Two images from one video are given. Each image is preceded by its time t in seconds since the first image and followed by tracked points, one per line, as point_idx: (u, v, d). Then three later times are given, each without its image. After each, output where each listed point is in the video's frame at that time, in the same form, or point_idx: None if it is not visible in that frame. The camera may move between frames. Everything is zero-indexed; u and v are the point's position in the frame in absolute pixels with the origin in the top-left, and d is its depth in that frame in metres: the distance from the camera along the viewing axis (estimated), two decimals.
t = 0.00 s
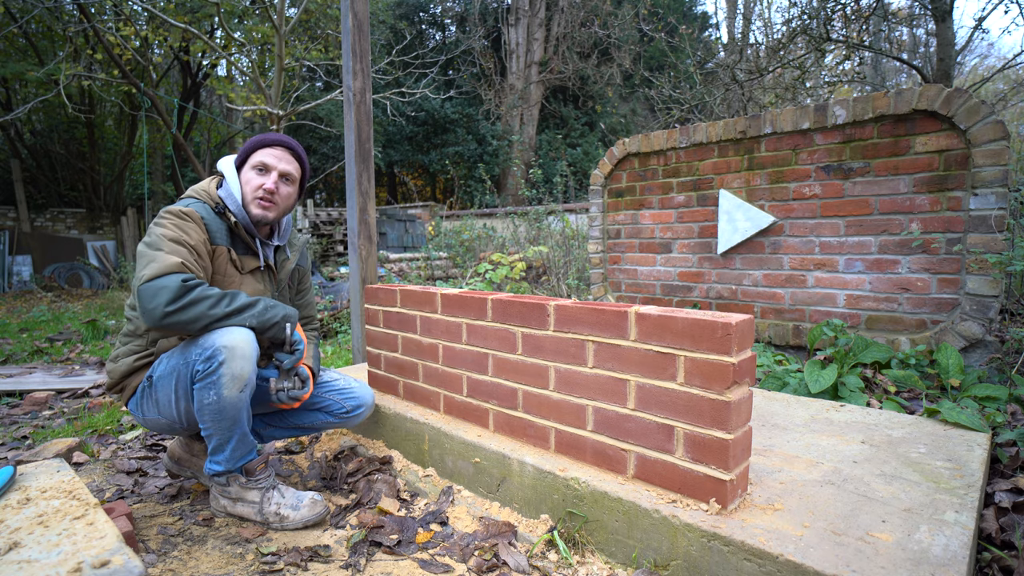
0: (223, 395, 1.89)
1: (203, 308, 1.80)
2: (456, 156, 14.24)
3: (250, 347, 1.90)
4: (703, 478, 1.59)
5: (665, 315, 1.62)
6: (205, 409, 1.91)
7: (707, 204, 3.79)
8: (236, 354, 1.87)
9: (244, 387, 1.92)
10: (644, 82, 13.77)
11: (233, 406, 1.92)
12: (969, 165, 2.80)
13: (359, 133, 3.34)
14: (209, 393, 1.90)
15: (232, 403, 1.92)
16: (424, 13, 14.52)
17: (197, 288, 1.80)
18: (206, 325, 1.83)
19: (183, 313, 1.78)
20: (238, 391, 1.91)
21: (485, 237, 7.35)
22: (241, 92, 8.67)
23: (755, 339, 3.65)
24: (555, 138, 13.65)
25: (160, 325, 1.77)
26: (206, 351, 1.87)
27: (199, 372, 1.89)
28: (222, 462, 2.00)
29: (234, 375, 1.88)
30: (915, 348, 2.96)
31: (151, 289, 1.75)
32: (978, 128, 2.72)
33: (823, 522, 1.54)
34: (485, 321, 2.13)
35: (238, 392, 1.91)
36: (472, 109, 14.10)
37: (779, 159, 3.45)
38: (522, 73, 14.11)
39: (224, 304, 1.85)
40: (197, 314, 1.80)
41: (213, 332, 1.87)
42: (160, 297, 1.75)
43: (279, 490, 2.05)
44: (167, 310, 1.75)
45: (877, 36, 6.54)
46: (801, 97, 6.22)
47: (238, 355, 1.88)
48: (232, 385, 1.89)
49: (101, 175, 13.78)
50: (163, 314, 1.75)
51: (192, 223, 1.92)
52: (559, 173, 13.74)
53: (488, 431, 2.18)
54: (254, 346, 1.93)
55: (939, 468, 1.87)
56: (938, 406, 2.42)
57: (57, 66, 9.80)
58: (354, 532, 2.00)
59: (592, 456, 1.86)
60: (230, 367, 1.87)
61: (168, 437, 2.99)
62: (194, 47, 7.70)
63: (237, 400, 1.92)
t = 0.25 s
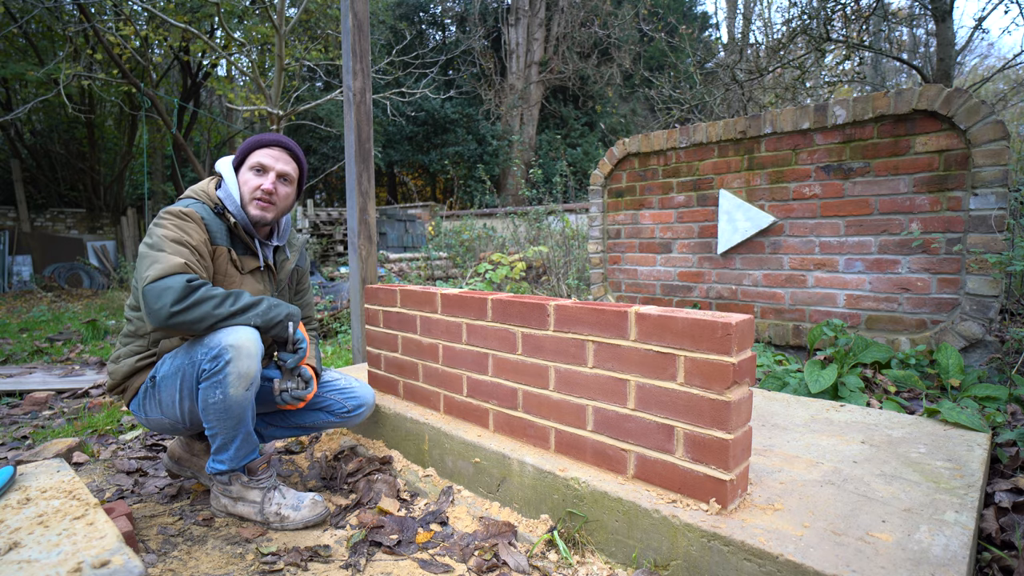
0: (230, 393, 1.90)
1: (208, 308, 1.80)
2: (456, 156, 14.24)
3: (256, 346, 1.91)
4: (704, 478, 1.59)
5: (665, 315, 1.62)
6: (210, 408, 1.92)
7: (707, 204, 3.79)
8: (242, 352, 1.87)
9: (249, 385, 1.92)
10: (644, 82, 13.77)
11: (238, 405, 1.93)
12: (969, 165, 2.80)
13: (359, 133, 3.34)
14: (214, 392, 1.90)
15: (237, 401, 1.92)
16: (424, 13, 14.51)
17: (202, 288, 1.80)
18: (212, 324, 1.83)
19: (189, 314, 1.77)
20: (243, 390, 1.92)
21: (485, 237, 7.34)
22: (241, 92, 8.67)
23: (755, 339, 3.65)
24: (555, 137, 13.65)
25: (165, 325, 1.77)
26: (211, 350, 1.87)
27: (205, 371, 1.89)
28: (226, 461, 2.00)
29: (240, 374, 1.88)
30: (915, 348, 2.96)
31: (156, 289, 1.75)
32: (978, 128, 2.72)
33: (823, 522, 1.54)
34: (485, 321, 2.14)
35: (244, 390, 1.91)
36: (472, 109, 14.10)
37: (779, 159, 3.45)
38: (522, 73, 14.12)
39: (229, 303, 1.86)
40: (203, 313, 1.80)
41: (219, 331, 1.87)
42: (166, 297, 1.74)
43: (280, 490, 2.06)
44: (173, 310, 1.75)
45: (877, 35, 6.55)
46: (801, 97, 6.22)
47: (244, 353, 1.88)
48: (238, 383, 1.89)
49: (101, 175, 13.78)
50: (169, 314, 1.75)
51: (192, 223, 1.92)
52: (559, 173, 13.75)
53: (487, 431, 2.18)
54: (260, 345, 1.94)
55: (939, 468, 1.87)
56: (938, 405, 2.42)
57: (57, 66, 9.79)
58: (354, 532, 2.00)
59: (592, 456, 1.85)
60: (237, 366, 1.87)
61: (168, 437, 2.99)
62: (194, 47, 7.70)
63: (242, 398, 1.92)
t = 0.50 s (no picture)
0: (230, 393, 1.90)
1: (208, 308, 1.80)
2: (456, 156, 14.24)
3: (256, 346, 1.91)
4: (704, 478, 1.59)
5: (665, 315, 1.62)
6: (209, 407, 1.91)
7: (707, 204, 3.79)
8: (242, 352, 1.88)
9: (250, 385, 1.92)
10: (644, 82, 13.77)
11: (238, 404, 1.93)
12: (969, 165, 2.80)
13: (359, 133, 3.34)
14: (214, 392, 1.90)
15: (237, 401, 1.92)
16: (424, 13, 14.51)
17: (203, 288, 1.80)
18: (212, 324, 1.83)
19: (189, 313, 1.78)
20: (243, 389, 1.92)
21: (485, 237, 7.34)
22: (241, 92, 8.67)
23: (755, 339, 3.65)
24: (555, 137, 13.65)
25: (166, 324, 1.77)
26: (212, 349, 1.87)
27: (205, 371, 1.89)
28: (225, 461, 2.00)
29: (241, 374, 1.88)
30: (915, 348, 2.96)
31: (156, 289, 1.75)
32: (978, 129, 2.72)
33: (823, 522, 1.54)
34: (485, 321, 2.13)
35: (244, 390, 1.91)
36: (471, 109, 14.10)
37: (779, 159, 3.45)
38: (522, 73, 14.12)
39: (229, 303, 1.85)
40: (203, 313, 1.80)
41: (219, 330, 1.87)
42: (166, 298, 1.74)
43: (279, 490, 2.06)
44: (173, 310, 1.75)
45: (877, 35, 6.55)
46: (801, 97, 6.22)
47: (245, 353, 1.88)
48: (238, 383, 1.89)
49: (101, 175, 13.78)
50: (169, 314, 1.75)
51: (192, 223, 1.92)
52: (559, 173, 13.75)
53: (487, 431, 2.18)
54: (260, 344, 1.94)
55: (939, 468, 1.87)
56: (938, 405, 2.42)
57: (57, 66, 9.79)
58: (354, 532, 2.00)
59: (592, 456, 1.85)
60: (237, 365, 1.87)
61: (168, 437, 2.99)
62: (194, 47, 7.69)
63: (242, 398, 1.92)
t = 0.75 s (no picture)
0: (232, 393, 1.90)
1: (209, 307, 1.80)
2: (456, 156, 14.24)
3: (257, 346, 1.91)
4: (703, 478, 1.59)
5: (666, 315, 1.62)
6: (211, 408, 1.91)
7: (707, 204, 3.79)
8: (244, 352, 1.88)
9: (251, 385, 1.93)
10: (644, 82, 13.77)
11: (240, 404, 1.93)
12: (969, 165, 2.80)
13: (359, 133, 3.34)
14: (216, 392, 1.90)
15: (239, 401, 1.92)
16: (424, 13, 14.51)
17: (204, 287, 1.80)
18: (213, 324, 1.83)
19: (191, 313, 1.78)
20: (245, 389, 1.92)
21: (485, 237, 7.34)
22: (241, 92, 8.66)
23: (755, 339, 3.65)
24: (555, 137, 13.65)
25: (167, 325, 1.77)
26: (213, 350, 1.87)
27: (207, 370, 1.89)
28: (228, 460, 2.00)
29: (242, 373, 1.88)
30: (915, 348, 2.96)
31: (157, 289, 1.75)
32: (978, 129, 2.72)
33: (823, 522, 1.54)
34: (485, 321, 2.13)
35: (245, 389, 1.91)
36: (472, 109, 14.10)
37: (779, 159, 3.45)
38: (522, 73, 14.13)
39: (230, 302, 1.85)
40: (205, 313, 1.80)
41: (220, 330, 1.87)
42: (167, 298, 1.74)
43: (280, 490, 2.06)
44: (174, 310, 1.75)
45: (877, 36, 6.55)
46: (801, 97, 6.22)
47: (247, 353, 1.89)
48: (240, 383, 1.90)
49: (101, 175, 13.78)
50: (171, 314, 1.75)
51: (192, 223, 1.92)
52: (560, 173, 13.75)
53: (487, 431, 2.18)
54: (262, 344, 1.94)
55: (939, 468, 1.87)
56: (938, 405, 2.42)
57: (57, 66, 9.79)
58: (354, 532, 2.00)
59: (592, 456, 1.85)
60: (239, 365, 1.88)
61: (168, 437, 2.99)
62: (194, 47, 7.69)
63: (244, 398, 1.92)
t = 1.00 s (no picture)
0: (231, 392, 1.90)
1: (208, 307, 1.80)
2: (456, 156, 14.24)
3: (257, 345, 1.91)
4: (704, 478, 1.59)
5: (665, 315, 1.62)
6: (211, 407, 1.91)
7: (707, 204, 3.79)
8: (243, 351, 1.88)
9: (250, 384, 1.93)
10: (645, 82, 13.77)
11: (239, 404, 1.93)
12: (969, 165, 2.80)
13: (359, 133, 3.33)
14: (215, 391, 1.90)
15: (238, 401, 1.92)
16: (424, 13, 14.51)
17: (203, 288, 1.80)
18: (212, 324, 1.83)
19: (190, 313, 1.78)
20: (244, 389, 1.92)
21: (485, 237, 7.34)
22: (241, 92, 8.66)
23: (755, 339, 3.65)
24: (555, 137, 13.65)
25: (167, 325, 1.77)
26: (213, 349, 1.87)
27: (206, 370, 1.89)
28: (227, 460, 2.00)
29: (241, 373, 1.88)
30: (915, 348, 2.96)
31: (156, 290, 1.75)
32: (978, 129, 2.72)
33: (823, 522, 1.54)
34: (485, 321, 2.13)
35: (244, 389, 1.91)
36: (472, 109, 14.10)
37: (779, 159, 3.45)
38: (522, 73, 14.13)
39: (229, 302, 1.85)
40: (203, 313, 1.79)
41: (220, 330, 1.87)
42: (166, 299, 1.74)
43: (280, 490, 2.05)
44: (173, 310, 1.75)
45: (877, 35, 6.55)
46: (801, 97, 6.21)
47: (246, 352, 1.88)
48: (239, 382, 1.89)
49: (101, 175, 13.78)
50: (170, 315, 1.75)
51: (190, 224, 1.92)
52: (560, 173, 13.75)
53: (487, 431, 2.18)
54: (261, 344, 1.94)
55: (939, 468, 1.87)
56: (938, 405, 2.42)
57: (57, 66, 9.78)
58: (354, 532, 2.00)
59: (592, 456, 1.85)
60: (238, 365, 1.87)
61: (168, 437, 2.99)
62: (194, 47, 7.69)
63: (243, 398, 1.92)
